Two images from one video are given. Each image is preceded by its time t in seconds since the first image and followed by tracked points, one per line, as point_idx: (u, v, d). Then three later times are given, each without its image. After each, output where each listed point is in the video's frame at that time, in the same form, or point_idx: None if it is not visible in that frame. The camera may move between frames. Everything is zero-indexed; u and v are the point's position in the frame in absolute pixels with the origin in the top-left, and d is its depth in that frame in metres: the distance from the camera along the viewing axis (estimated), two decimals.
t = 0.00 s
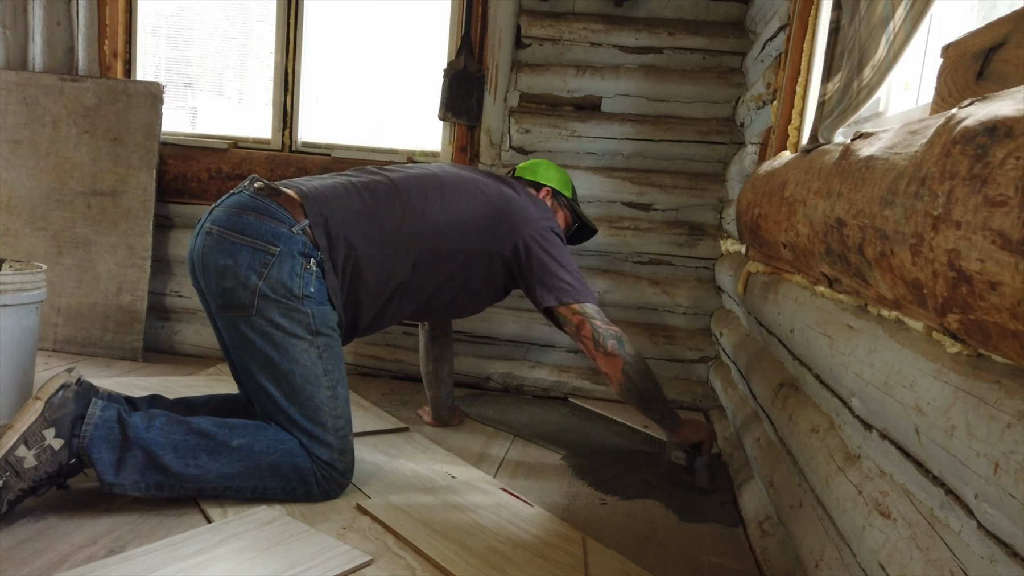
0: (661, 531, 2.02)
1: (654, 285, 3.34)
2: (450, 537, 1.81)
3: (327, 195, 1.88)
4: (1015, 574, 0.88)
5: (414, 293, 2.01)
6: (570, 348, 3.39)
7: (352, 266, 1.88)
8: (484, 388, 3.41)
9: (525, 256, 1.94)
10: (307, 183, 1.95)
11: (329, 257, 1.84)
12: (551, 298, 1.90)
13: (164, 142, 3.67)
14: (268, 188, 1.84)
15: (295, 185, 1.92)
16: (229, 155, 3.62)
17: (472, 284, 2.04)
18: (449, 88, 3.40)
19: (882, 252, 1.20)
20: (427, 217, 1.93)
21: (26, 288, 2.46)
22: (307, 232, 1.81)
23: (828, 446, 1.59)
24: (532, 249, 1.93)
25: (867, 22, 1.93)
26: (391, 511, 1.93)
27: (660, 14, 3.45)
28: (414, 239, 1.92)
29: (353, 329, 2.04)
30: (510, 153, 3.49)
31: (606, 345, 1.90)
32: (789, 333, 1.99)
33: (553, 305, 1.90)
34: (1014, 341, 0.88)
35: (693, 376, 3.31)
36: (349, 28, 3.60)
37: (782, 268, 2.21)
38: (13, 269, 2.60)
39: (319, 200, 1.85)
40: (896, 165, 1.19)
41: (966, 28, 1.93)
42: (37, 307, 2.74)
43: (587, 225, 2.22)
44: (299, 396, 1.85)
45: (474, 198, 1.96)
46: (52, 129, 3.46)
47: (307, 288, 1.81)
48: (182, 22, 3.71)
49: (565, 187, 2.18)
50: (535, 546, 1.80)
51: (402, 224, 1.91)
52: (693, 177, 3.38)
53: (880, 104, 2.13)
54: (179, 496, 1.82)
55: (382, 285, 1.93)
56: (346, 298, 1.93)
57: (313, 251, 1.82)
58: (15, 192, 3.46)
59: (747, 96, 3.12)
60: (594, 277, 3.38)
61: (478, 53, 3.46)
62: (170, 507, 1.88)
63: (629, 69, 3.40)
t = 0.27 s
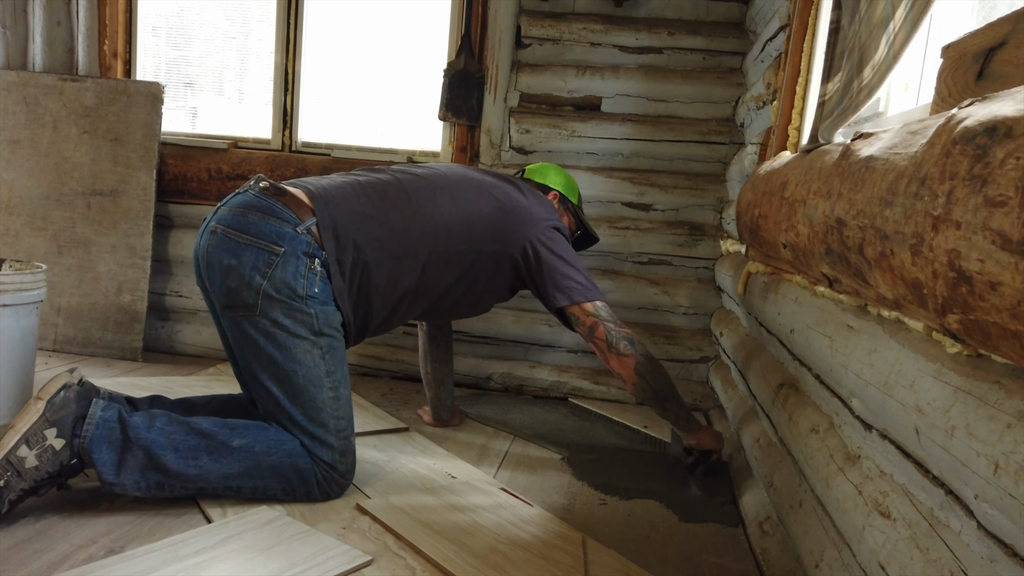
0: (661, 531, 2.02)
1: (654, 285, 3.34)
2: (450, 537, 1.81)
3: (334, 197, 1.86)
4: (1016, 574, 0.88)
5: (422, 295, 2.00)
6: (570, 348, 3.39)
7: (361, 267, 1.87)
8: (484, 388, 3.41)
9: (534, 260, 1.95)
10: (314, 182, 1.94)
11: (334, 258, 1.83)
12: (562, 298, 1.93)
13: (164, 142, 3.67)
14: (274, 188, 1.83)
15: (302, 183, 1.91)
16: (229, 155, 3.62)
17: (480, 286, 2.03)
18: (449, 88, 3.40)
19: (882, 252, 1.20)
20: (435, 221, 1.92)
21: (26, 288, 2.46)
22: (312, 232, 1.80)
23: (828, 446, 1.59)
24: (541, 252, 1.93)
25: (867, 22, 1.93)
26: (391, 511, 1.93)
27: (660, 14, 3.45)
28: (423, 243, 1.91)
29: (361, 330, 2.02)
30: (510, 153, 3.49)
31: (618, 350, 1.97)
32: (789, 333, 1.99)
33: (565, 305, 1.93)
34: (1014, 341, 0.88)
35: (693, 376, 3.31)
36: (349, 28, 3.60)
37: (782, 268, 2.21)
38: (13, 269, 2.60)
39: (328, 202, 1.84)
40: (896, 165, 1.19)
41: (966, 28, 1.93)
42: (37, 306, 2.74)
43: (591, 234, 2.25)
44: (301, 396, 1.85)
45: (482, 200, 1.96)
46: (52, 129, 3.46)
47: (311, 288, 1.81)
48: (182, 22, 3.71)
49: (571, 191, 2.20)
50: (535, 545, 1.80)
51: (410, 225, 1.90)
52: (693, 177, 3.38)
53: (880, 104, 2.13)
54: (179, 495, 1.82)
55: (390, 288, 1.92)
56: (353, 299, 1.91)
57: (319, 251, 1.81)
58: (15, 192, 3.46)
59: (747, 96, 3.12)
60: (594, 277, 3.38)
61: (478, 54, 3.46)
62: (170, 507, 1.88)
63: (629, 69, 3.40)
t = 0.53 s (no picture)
0: (662, 531, 2.02)
1: (654, 285, 3.34)
2: (450, 537, 1.81)
3: (308, 197, 1.86)
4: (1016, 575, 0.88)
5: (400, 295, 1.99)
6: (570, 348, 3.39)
7: (332, 266, 1.86)
8: (484, 388, 3.41)
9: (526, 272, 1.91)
10: (291, 183, 1.94)
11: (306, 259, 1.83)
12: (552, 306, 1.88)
13: (164, 142, 3.67)
14: (247, 193, 1.84)
15: (275, 185, 1.91)
16: (229, 155, 3.62)
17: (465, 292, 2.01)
18: (449, 88, 3.40)
19: (882, 252, 1.20)
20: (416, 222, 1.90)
21: (26, 288, 2.46)
22: (285, 237, 1.81)
23: (828, 446, 1.59)
24: (526, 257, 1.89)
25: (867, 22, 1.93)
26: (391, 511, 1.93)
27: (660, 14, 3.45)
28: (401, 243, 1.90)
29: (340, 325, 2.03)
30: (510, 153, 3.49)
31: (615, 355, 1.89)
32: (790, 333, 1.99)
33: (555, 312, 1.88)
34: (1014, 341, 0.88)
35: (693, 376, 3.31)
36: (349, 28, 3.60)
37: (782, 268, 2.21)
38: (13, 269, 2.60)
39: (298, 203, 1.84)
40: (897, 165, 1.19)
41: (966, 28, 1.93)
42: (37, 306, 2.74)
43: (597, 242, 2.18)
44: (294, 398, 1.86)
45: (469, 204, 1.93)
46: (52, 129, 3.46)
47: (289, 293, 1.81)
48: (182, 22, 3.70)
49: (577, 202, 2.16)
50: (535, 545, 1.80)
51: (387, 228, 1.89)
52: (693, 177, 3.38)
53: (880, 104, 2.13)
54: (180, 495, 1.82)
55: (370, 288, 1.92)
56: (329, 296, 1.92)
57: (293, 257, 1.81)
58: (15, 192, 3.46)
59: (747, 96, 3.12)
60: (595, 276, 3.38)
61: (478, 53, 3.46)
62: (170, 507, 1.88)
63: (629, 69, 3.40)
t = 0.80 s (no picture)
0: (661, 531, 2.02)
1: (654, 285, 3.34)
2: (450, 537, 1.81)
3: (277, 199, 1.85)
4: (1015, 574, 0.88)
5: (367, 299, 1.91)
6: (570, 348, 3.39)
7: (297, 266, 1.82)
8: (484, 388, 3.41)
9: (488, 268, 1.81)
10: (266, 189, 1.92)
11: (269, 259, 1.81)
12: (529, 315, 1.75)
13: (164, 142, 3.67)
14: (221, 201, 1.84)
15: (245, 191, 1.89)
16: (229, 155, 3.62)
17: (436, 297, 1.89)
18: (449, 88, 3.40)
19: (882, 252, 1.20)
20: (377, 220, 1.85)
21: (26, 288, 2.46)
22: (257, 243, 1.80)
23: (828, 446, 1.59)
24: (492, 252, 1.81)
25: (867, 22, 1.93)
26: (391, 511, 1.93)
27: (660, 14, 3.45)
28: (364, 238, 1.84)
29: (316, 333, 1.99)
30: (510, 153, 3.49)
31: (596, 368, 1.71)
32: (789, 333, 1.99)
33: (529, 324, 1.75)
34: (1014, 341, 0.88)
35: (693, 376, 3.31)
36: (348, 27, 3.60)
37: (782, 268, 2.21)
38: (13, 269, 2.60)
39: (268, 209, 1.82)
40: (897, 165, 1.19)
41: (966, 28, 1.93)
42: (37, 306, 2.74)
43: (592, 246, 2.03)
44: (289, 399, 1.86)
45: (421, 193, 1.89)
46: (52, 129, 3.45)
47: (267, 299, 1.81)
48: (182, 22, 3.70)
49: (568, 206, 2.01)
50: (535, 546, 1.80)
51: (352, 232, 1.84)
52: (693, 177, 3.38)
53: (880, 104, 2.13)
54: (183, 498, 1.81)
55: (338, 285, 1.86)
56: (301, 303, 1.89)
57: (266, 262, 1.81)
58: (15, 192, 3.46)
59: (747, 96, 3.12)
60: (594, 276, 3.38)
61: (478, 54, 3.46)
62: (170, 507, 1.88)
63: (629, 70, 3.40)
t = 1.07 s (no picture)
0: (661, 531, 2.02)
1: (654, 285, 3.34)
2: (450, 537, 1.81)
3: (291, 195, 1.85)
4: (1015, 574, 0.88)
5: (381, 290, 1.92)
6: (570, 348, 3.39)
7: (314, 260, 1.82)
8: (484, 388, 3.41)
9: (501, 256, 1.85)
10: (277, 185, 1.92)
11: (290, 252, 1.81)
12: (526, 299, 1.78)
13: (164, 142, 3.67)
14: (237, 195, 1.84)
15: (261, 188, 1.90)
16: (229, 155, 3.62)
17: (448, 282, 1.92)
18: (449, 88, 3.40)
19: (882, 252, 1.20)
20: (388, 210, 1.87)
21: (26, 288, 2.46)
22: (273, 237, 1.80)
23: (828, 445, 1.59)
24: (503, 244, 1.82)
25: (867, 22, 1.93)
26: (391, 511, 1.93)
27: (660, 14, 3.45)
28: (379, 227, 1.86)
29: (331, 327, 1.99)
30: (510, 153, 3.49)
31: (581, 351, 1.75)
32: (789, 333, 1.99)
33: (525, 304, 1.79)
34: (1014, 341, 0.88)
35: (693, 376, 3.31)
36: (348, 27, 3.60)
37: (782, 268, 2.21)
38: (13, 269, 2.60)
39: (282, 203, 1.83)
40: (896, 165, 1.19)
41: (966, 28, 1.93)
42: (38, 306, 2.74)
43: (584, 233, 2.09)
44: (293, 397, 1.86)
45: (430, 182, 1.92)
46: (52, 129, 3.46)
47: (280, 294, 1.80)
48: (182, 22, 3.70)
49: (562, 191, 2.05)
50: (535, 545, 1.80)
51: (364, 224, 1.85)
52: (693, 177, 3.38)
53: (880, 104, 2.13)
54: (182, 496, 1.81)
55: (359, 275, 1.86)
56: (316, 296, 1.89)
57: (281, 257, 1.81)
58: (15, 192, 3.46)
59: (747, 96, 3.12)
60: (595, 276, 3.38)
61: (478, 54, 3.46)
62: (170, 506, 1.88)
63: (629, 69, 3.40)
